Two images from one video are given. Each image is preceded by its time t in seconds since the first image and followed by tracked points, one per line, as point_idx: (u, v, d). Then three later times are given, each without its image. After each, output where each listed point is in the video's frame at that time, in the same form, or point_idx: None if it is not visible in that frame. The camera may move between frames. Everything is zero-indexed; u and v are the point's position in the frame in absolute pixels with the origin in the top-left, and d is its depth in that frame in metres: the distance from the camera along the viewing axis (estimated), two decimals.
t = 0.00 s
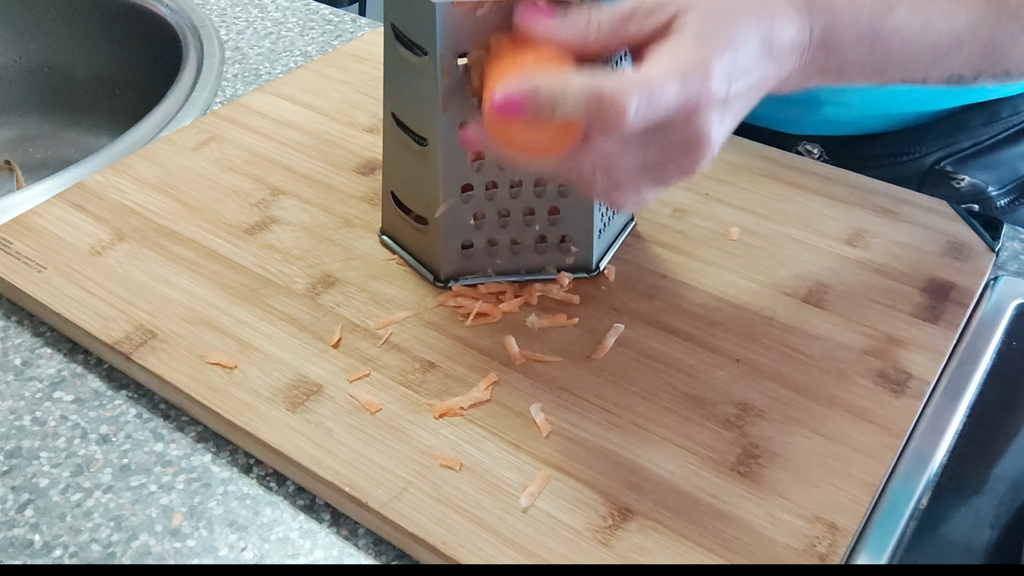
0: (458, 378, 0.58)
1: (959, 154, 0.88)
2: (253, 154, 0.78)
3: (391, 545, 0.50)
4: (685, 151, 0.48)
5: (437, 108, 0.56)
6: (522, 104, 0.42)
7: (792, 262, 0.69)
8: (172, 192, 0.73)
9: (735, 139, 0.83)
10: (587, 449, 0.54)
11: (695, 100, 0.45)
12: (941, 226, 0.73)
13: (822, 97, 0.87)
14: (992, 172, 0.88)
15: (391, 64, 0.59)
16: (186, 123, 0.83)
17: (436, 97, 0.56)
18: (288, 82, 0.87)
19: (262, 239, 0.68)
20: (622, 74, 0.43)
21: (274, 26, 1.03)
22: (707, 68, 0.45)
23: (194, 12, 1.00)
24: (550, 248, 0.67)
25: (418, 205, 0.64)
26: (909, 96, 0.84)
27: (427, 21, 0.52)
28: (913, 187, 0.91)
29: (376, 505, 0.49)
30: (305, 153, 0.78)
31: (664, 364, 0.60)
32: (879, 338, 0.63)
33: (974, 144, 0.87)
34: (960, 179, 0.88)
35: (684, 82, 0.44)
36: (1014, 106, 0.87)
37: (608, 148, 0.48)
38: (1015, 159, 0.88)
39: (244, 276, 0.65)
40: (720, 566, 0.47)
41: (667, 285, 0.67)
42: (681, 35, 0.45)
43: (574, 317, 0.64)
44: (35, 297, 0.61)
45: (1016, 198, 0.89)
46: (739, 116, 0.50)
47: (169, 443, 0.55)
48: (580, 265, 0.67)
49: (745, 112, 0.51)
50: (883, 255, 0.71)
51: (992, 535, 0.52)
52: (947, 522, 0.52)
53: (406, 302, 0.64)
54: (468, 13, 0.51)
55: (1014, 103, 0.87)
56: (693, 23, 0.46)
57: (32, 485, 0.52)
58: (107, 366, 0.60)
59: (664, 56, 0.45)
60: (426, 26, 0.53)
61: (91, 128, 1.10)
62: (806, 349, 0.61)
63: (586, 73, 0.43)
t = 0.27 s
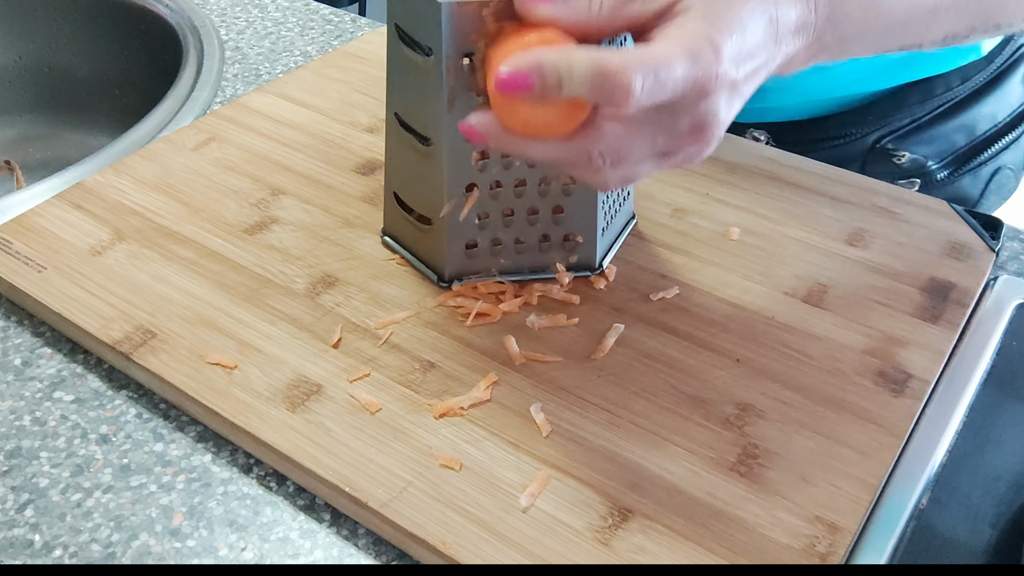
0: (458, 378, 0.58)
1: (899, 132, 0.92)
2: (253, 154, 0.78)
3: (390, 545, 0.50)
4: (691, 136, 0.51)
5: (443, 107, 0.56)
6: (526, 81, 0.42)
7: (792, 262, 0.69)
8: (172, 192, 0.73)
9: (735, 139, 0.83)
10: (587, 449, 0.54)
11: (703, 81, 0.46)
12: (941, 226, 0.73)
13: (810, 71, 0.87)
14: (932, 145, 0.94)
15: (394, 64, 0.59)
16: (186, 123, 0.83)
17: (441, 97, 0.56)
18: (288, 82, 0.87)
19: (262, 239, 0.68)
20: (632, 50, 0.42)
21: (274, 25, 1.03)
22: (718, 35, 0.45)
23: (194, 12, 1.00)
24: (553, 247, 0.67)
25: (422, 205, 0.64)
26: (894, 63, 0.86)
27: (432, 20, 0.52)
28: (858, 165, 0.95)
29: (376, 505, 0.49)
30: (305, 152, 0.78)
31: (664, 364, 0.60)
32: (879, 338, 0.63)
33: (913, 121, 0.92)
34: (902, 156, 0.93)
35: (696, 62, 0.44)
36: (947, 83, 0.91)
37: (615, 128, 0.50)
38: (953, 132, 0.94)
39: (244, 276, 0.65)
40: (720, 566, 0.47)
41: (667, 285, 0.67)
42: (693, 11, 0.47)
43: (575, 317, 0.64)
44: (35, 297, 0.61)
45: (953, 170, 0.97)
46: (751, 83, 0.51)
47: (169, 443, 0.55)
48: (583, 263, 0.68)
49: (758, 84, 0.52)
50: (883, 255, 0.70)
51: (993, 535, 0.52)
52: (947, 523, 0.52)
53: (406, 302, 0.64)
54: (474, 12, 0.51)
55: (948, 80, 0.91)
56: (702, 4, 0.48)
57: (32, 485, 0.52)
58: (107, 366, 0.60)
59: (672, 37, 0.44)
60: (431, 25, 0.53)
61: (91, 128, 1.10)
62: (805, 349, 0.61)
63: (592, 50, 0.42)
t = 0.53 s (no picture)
0: (458, 378, 0.58)
1: (845, 114, 0.95)
2: (253, 154, 0.78)
3: (390, 545, 0.50)
4: (718, 122, 0.52)
5: (448, 107, 0.56)
6: (543, 86, 0.46)
7: (792, 262, 0.69)
8: (172, 192, 0.73)
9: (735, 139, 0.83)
10: (586, 448, 0.54)
11: (716, 69, 0.48)
12: (941, 226, 0.73)
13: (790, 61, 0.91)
14: (877, 125, 0.96)
15: (396, 66, 0.59)
16: (186, 123, 0.83)
17: (446, 97, 0.56)
18: (288, 82, 0.87)
19: (262, 239, 0.68)
20: (640, 42, 0.45)
21: (274, 26, 1.03)
22: (724, 18, 0.48)
23: (194, 12, 1.00)
24: (558, 245, 0.67)
25: (426, 206, 0.64)
26: (859, 50, 0.92)
27: (436, 21, 0.52)
28: (807, 148, 0.97)
29: (376, 505, 0.49)
30: (305, 152, 0.78)
31: (664, 364, 0.60)
32: (879, 338, 0.63)
33: (857, 102, 0.95)
34: (849, 136, 0.95)
35: (706, 50, 0.47)
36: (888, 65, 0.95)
37: (644, 130, 0.50)
38: (894, 111, 0.96)
39: (243, 276, 0.65)
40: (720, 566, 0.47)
41: (667, 285, 0.67)
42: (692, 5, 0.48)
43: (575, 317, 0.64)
44: (35, 297, 0.61)
45: (897, 148, 0.99)
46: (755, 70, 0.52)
47: (169, 443, 0.55)
48: (587, 261, 0.68)
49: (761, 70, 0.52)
50: (883, 255, 0.70)
51: (992, 535, 0.52)
52: (947, 522, 0.52)
53: (407, 302, 0.64)
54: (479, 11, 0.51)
55: (887, 61, 0.95)
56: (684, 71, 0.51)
57: (32, 485, 0.52)
58: (107, 366, 0.60)
59: (683, 25, 0.47)
60: (435, 25, 0.53)
61: (90, 128, 1.10)
62: (806, 349, 0.61)
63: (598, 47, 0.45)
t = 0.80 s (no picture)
0: (458, 378, 0.58)
1: (830, 103, 0.94)
2: (253, 154, 0.78)
3: (391, 545, 0.50)
4: (727, 109, 0.51)
5: (450, 107, 0.56)
6: (557, 76, 0.44)
7: (792, 262, 0.69)
8: (172, 192, 0.73)
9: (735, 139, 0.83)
10: (586, 449, 0.54)
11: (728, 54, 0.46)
12: (941, 226, 0.73)
13: (778, 49, 0.93)
14: (860, 113, 0.96)
15: (396, 67, 0.59)
16: (186, 123, 0.83)
17: (447, 97, 0.56)
18: (288, 82, 0.87)
19: (262, 240, 0.68)
20: (654, 29, 0.43)
21: (274, 26, 1.03)
22: None
23: (194, 12, 1.00)
24: (559, 244, 0.67)
25: (427, 206, 0.64)
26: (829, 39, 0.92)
27: (437, 21, 0.52)
28: (793, 140, 0.97)
29: (376, 505, 0.49)
30: (305, 152, 0.78)
31: (664, 364, 0.60)
32: (879, 338, 0.63)
33: (841, 93, 0.94)
34: (835, 126, 0.95)
35: (722, 34, 0.45)
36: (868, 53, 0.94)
37: (648, 109, 0.50)
38: (874, 99, 0.96)
39: (243, 276, 0.65)
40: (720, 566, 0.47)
41: (668, 285, 0.67)
42: None
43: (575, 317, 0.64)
44: (35, 297, 0.61)
45: (880, 135, 0.99)
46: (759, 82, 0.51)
47: (169, 443, 0.55)
48: (587, 260, 0.68)
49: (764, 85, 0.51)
50: (883, 255, 0.70)
51: (992, 535, 0.52)
52: (947, 522, 0.52)
53: (406, 302, 0.64)
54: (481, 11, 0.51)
55: (869, 51, 0.94)
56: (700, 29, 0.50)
57: (32, 485, 0.52)
58: (108, 366, 0.60)
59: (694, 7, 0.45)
60: (436, 25, 0.53)
61: (91, 128, 1.10)
62: (806, 349, 0.61)
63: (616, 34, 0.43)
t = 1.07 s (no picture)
0: (458, 378, 0.58)
1: (840, 113, 0.95)
2: (253, 154, 0.78)
3: (391, 545, 0.50)
4: (716, 133, 0.52)
5: (449, 107, 0.56)
6: (540, 111, 0.46)
7: (792, 262, 0.69)
8: (172, 192, 0.73)
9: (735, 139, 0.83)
10: (586, 448, 0.54)
11: (714, 81, 0.47)
12: (941, 226, 0.73)
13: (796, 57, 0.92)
14: (870, 124, 0.96)
15: (396, 67, 0.59)
16: (186, 123, 0.83)
17: (447, 97, 0.56)
18: (288, 82, 0.87)
19: (262, 240, 0.68)
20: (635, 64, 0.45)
21: (274, 26, 1.03)
22: (726, 35, 0.47)
23: (194, 12, 1.00)
24: (559, 244, 0.67)
25: (427, 206, 0.64)
26: (849, 49, 0.92)
27: (437, 22, 0.52)
28: (802, 148, 0.98)
29: (376, 505, 0.49)
30: (305, 152, 0.78)
31: (664, 364, 0.60)
32: (879, 338, 0.63)
33: (851, 101, 0.95)
34: (843, 135, 0.95)
35: (705, 65, 0.46)
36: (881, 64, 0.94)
37: (632, 142, 0.52)
38: (886, 110, 0.96)
39: (243, 276, 0.65)
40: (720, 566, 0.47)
41: (668, 285, 0.67)
42: (690, 16, 0.47)
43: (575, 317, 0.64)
44: (35, 297, 0.61)
45: (891, 147, 0.99)
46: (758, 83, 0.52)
47: (169, 443, 0.55)
48: (587, 260, 0.68)
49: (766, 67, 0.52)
50: (883, 255, 0.70)
51: (992, 536, 0.52)
52: (947, 522, 0.52)
53: (407, 302, 0.64)
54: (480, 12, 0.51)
55: (881, 60, 0.94)
56: None
57: (32, 485, 0.52)
58: (108, 366, 0.60)
59: (681, 37, 0.46)
60: (436, 26, 0.53)
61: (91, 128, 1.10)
62: (806, 349, 0.61)
63: (595, 71, 0.45)
